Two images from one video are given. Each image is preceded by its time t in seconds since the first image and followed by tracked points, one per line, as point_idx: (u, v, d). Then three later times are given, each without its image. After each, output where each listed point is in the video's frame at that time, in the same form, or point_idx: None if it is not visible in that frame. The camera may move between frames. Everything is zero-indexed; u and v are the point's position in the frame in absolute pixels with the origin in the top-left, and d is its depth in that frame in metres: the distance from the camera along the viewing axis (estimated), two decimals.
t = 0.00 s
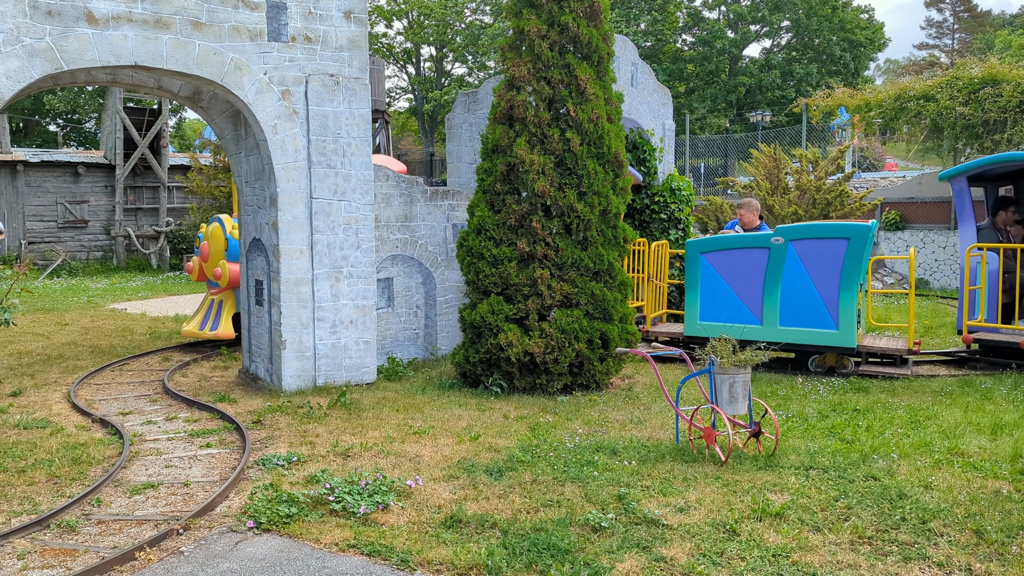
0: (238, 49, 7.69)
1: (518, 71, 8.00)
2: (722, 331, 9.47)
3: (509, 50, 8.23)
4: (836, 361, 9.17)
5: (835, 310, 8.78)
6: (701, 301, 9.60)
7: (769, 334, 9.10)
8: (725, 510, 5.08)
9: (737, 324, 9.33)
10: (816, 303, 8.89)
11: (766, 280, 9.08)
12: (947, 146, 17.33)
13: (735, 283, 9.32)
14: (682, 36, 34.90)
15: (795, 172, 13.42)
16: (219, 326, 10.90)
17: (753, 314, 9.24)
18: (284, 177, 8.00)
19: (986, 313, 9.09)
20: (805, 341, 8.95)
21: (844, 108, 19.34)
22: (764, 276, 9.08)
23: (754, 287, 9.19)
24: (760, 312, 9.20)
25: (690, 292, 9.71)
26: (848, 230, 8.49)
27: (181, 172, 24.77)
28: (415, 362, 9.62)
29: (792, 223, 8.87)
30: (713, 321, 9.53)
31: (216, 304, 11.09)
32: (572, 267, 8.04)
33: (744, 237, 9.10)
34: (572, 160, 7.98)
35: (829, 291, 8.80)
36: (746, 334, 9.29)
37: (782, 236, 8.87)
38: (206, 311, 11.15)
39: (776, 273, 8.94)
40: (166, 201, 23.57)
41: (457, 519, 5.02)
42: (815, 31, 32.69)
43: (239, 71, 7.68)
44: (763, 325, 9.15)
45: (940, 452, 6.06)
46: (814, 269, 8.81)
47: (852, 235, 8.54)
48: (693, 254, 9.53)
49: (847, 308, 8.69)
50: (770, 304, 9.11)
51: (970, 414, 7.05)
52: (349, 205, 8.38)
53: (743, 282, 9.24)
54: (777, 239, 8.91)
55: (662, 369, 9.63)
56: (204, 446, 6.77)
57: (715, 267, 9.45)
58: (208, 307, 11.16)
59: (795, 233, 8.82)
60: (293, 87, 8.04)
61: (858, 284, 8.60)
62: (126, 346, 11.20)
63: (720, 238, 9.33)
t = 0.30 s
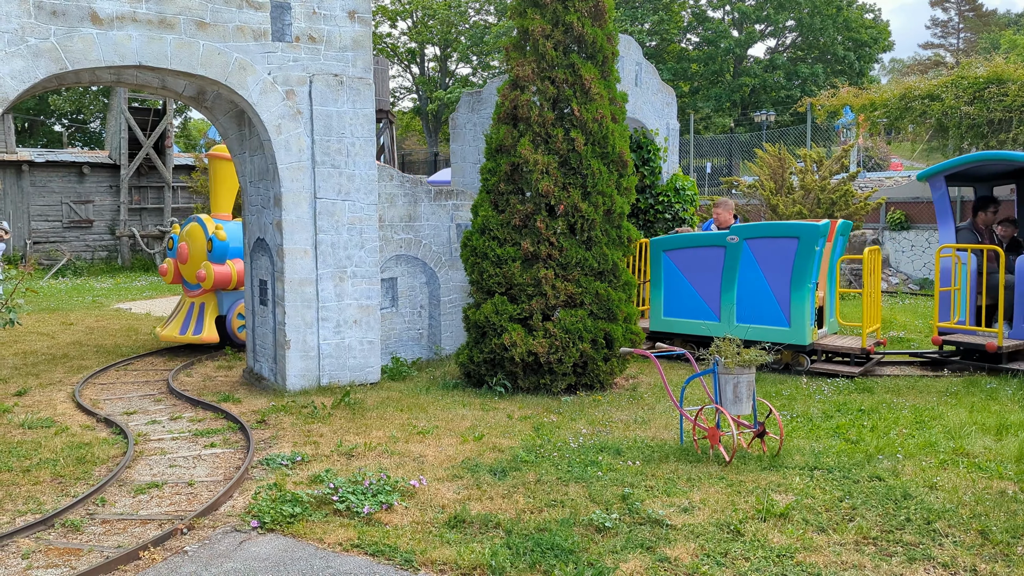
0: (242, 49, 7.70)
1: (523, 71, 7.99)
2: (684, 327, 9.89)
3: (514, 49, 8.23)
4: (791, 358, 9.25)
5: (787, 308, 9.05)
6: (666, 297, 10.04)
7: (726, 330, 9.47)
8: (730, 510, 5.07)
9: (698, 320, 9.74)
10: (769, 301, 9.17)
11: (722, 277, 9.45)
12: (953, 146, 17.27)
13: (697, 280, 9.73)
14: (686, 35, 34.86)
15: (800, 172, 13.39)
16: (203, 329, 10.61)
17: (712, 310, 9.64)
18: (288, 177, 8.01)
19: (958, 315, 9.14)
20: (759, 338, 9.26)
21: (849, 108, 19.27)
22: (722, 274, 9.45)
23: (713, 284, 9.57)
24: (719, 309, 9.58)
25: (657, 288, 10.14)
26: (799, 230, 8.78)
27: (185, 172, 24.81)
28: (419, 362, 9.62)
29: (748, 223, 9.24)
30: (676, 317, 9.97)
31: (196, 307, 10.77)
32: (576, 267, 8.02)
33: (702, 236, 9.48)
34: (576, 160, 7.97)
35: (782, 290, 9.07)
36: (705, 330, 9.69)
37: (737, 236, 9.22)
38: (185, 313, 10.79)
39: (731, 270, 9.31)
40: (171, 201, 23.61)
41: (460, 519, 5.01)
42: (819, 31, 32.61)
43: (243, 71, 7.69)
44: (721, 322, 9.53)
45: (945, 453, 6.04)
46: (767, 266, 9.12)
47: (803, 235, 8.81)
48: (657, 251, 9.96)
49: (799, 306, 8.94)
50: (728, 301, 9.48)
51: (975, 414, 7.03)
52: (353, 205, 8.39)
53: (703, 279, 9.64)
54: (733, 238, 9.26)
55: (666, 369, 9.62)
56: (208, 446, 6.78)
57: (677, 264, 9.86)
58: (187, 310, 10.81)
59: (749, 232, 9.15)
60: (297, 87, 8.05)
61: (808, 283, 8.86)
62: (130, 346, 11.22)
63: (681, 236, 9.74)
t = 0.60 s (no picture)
0: (249, 49, 7.72)
1: (529, 71, 7.99)
2: (658, 323, 10.35)
3: (520, 49, 8.23)
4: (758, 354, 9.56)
5: (747, 305, 9.38)
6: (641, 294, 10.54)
7: (693, 326, 9.90)
8: (736, 511, 5.05)
9: (669, 317, 10.19)
10: (732, 298, 9.54)
11: (689, 275, 9.86)
12: (961, 146, 17.18)
13: (667, 278, 10.16)
14: (693, 35, 34.80)
15: (807, 172, 13.35)
16: (192, 334, 10.25)
17: (681, 307, 10.06)
18: (295, 178, 8.02)
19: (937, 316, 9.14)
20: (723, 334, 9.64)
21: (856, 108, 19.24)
22: (689, 273, 9.86)
23: (681, 282, 10.00)
24: (686, 306, 10.00)
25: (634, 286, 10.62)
26: (754, 229, 9.10)
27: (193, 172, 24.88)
28: (425, 363, 9.63)
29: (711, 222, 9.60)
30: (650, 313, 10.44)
31: (180, 312, 10.36)
32: (582, 267, 8.02)
33: (669, 235, 9.91)
34: (583, 160, 7.97)
35: (743, 288, 9.40)
36: (675, 326, 10.13)
37: (700, 235, 9.61)
38: (169, 318, 10.36)
39: (695, 269, 9.72)
40: (178, 201, 23.68)
41: (466, 519, 5.01)
42: (827, 30, 32.54)
43: (250, 72, 7.70)
44: (688, 318, 9.96)
45: (953, 453, 6.02)
46: (729, 265, 9.48)
47: (759, 234, 9.12)
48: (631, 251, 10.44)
49: (757, 303, 9.27)
50: (694, 299, 9.89)
51: (983, 415, 7.00)
52: (360, 206, 8.40)
53: (673, 277, 10.07)
54: (697, 237, 9.66)
55: (673, 370, 9.60)
56: (214, 446, 6.80)
57: (649, 263, 10.32)
58: (170, 315, 10.39)
59: (711, 232, 9.52)
60: (304, 87, 8.06)
61: (765, 281, 9.17)
62: (138, 346, 11.25)
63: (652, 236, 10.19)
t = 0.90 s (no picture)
0: (258, 50, 7.74)
1: (537, 71, 7.99)
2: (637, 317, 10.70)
3: (529, 50, 8.22)
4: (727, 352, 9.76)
5: (714, 303, 9.60)
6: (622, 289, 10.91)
7: (666, 322, 10.19)
8: (745, 512, 5.03)
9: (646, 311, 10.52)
10: (700, 296, 9.79)
11: (662, 272, 10.17)
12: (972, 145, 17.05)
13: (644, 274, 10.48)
14: (702, 35, 34.71)
15: (817, 172, 13.30)
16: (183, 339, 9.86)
17: (656, 303, 10.37)
18: (304, 178, 8.04)
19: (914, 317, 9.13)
20: (692, 331, 9.90)
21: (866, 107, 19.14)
22: (662, 269, 10.15)
23: (655, 278, 10.30)
24: (661, 302, 10.31)
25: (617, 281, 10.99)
26: (717, 228, 9.30)
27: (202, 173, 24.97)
28: (433, 363, 9.63)
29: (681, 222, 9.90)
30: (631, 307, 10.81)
31: (171, 316, 9.94)
32: (590, 267, 8.01)
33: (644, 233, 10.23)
34: (591, 160, 7.95)
35: (710, 286, 9.63)
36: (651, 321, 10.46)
37: (670, 233, 9.87)
38: (159, 324, 9.92)
39: (667, 266, 10.00)
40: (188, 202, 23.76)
41: (474, 520, 5.00)
42: (836, 29, 32.43)
43: (258, 73, 7.72)
44: (662, 314, 10.26)
45: (965, 455, 5.97)
46: (696, 263, 9.74)
47: (722, 233, 9.32)
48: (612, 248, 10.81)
49: (722, 301, 9.48)
50: (668, 295, 10.18)
51: (995, 416, 6.95)
52: (368, 206, 8.41)
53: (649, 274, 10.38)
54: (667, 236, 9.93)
55: (682, 370, 9.57)
56: (223, 446, 6.81)
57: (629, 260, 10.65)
58: (159, 320, 9.95)
59: (680, 230, 9.78)
60: (312, 88, 8.08)
61: (729, 280, 9.37)
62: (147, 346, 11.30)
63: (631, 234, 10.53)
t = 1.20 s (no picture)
0: (267, 51, 7.77)
1: (546, 71, 7.98)
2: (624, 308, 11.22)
3: (537, 50, 8.22)
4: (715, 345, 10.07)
5: (685, 300, 10.03)
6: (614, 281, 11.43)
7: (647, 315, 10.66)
8: (755, 513, 5.01)
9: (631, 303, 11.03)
10: (674, 292, 10.21)
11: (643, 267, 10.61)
12: (984, 145, 16.92)
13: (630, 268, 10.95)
14: (711, 35, 34.62)
15: (827, 172, 13.25)
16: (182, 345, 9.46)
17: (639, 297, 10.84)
18: (313, 179, 8.05)
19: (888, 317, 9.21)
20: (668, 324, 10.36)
21: (877, 107, 19.07)
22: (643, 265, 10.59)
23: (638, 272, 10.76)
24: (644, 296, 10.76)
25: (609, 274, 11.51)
26: (684, 228, 9.64)
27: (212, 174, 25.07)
28: (442, 363, 9.64)
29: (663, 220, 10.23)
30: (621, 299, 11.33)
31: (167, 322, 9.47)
32: (599, 268, 8.00)
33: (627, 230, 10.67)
34: (600, 160, 7.94)
35: (682, 284, 10.04)
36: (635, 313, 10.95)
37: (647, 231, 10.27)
38: (154, 328, 9.42)
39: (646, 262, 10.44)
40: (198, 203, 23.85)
41: (483, 520, 5.01)
42: (847, 28, 32.31)
43: (268, 74, 7.75)
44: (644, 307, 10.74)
45: (976, 456, 5.93)
46: (669, 260, 10.13)
47: (690, 232, 9.67)
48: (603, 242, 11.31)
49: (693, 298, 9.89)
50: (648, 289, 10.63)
51: (1007, 418, 6.91)
52: (377, 206, 8.42)
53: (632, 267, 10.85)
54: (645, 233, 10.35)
55: (692, 371, 9.54)
56: (233, 445, 6.84)
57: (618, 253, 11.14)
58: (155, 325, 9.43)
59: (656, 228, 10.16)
60: (322, 89, 8.10)
61: (697, 279, 9.75)
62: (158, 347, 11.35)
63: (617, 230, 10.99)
